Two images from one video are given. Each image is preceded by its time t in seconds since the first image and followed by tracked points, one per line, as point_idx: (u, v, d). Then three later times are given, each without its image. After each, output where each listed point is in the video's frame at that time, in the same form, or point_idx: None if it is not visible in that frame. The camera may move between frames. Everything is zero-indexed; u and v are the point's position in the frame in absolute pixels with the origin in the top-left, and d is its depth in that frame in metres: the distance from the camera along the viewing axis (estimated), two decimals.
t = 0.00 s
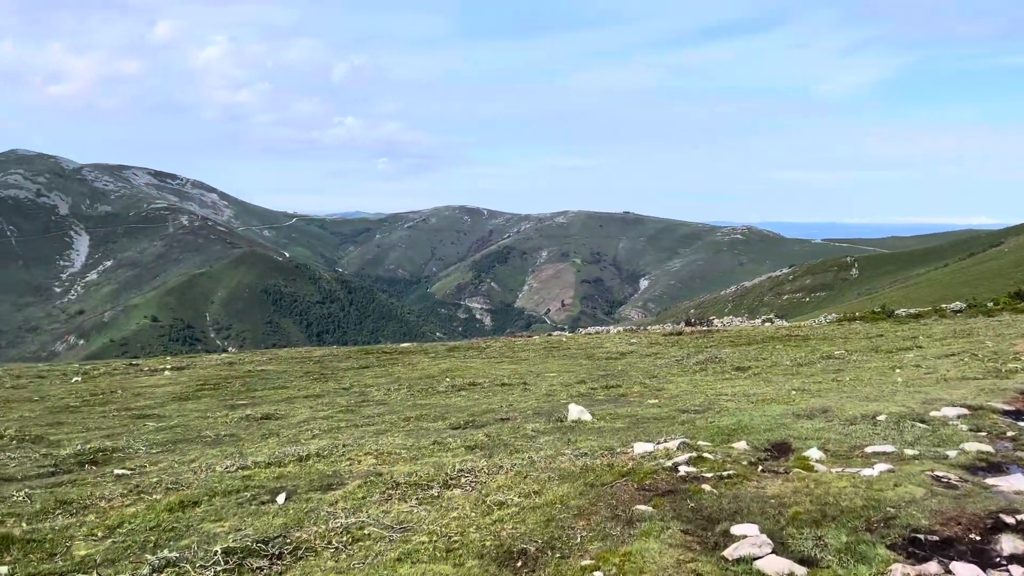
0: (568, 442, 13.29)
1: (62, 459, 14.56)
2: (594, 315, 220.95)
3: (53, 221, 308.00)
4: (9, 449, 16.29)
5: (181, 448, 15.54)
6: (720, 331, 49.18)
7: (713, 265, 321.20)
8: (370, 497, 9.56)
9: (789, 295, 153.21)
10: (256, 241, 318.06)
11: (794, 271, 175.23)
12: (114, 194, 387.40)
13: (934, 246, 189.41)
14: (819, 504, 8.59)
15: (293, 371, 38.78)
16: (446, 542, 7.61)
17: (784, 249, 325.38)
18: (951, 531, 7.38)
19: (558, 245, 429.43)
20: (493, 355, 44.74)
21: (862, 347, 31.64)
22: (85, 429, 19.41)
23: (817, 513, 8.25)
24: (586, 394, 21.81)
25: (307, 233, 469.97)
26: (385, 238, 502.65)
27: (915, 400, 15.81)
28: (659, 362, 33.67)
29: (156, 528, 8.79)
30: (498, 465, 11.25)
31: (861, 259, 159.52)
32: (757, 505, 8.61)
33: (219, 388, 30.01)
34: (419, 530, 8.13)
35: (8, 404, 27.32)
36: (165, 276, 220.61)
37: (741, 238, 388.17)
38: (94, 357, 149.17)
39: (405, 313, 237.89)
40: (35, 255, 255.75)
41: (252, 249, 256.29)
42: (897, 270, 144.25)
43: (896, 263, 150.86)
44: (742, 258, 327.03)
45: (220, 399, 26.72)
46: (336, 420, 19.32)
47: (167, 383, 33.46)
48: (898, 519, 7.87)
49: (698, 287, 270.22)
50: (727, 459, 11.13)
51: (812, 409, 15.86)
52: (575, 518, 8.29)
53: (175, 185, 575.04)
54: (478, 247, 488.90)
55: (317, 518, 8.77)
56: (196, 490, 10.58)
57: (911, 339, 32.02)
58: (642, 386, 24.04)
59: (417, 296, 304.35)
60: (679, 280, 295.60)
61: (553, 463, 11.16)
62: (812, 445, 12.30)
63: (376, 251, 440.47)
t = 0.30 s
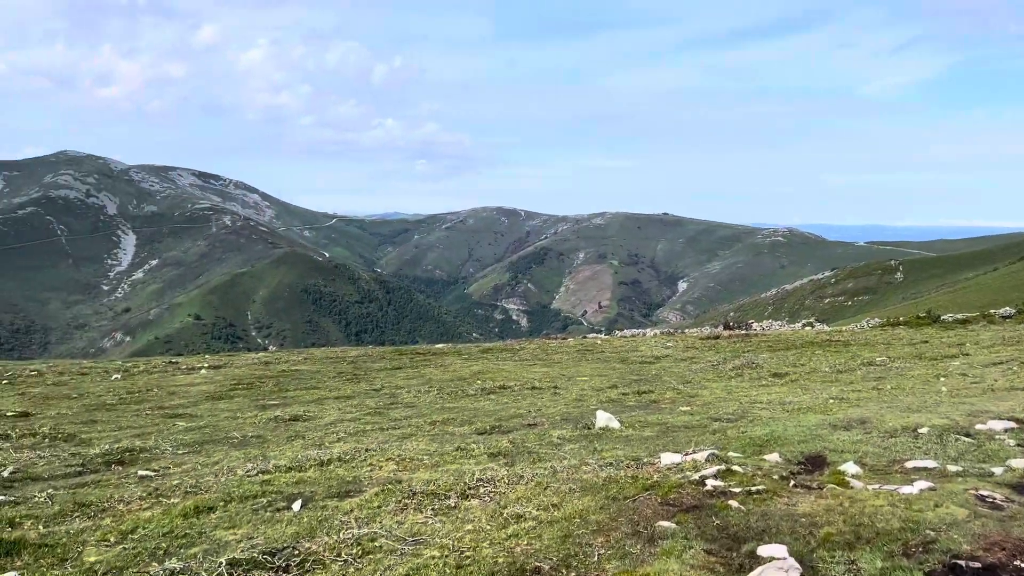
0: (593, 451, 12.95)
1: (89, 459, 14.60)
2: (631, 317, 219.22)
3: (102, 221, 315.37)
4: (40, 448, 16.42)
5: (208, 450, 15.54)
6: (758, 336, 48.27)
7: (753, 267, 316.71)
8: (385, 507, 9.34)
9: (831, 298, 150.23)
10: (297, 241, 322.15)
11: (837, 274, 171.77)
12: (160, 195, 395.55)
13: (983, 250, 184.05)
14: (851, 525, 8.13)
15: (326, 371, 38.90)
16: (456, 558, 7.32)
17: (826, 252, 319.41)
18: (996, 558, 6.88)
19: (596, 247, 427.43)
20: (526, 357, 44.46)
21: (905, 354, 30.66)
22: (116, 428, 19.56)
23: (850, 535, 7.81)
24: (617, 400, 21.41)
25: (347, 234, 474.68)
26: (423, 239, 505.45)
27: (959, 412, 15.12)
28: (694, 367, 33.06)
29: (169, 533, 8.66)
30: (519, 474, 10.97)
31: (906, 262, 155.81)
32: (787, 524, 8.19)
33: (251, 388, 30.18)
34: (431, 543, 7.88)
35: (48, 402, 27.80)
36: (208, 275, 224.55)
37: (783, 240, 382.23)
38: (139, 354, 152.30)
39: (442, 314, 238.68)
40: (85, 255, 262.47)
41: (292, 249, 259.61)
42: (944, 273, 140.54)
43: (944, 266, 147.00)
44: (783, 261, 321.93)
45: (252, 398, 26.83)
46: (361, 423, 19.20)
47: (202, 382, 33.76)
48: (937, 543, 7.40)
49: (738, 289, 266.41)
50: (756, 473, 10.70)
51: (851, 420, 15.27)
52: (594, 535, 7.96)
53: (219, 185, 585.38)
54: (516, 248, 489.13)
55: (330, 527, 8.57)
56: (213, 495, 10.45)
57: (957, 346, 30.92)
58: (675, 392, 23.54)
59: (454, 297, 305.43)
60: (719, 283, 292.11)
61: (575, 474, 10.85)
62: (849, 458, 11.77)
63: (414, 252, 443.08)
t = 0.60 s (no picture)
0: (609, 455, 12.61)
1: (104, 457, 14.56)
2: (661, 316, 217.41)
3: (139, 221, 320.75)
4: (57, 445, 16.45)
5: (222, 449, 15.45)
6: (788, 337, 47.39)
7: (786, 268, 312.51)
8: (388, 511, 9.11)
9: (866, 300, 147.51)
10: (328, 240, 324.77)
11: (873, 274, 168.61)
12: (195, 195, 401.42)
13: None
14: (872, 537, 7.72)
15: (350, 370, 38.89)
16: (455, 566, 7.06)
17: (861, 252, 314.01)
18: None
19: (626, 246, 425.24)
20: (552, 357, 44.12)
21: (940, 356, 29.80)
22: (136, 426, 19.61)
23: (870, 548, 7.40)
24: (639, 402, 21.00)
25: (378, 234, 477.78)
26: (452, 239, 506.53)
27: (994, 418, 14.51)
28: (721, 368, 32.47)
29: (168, 535, 8.49)
30: (530, 478, 10.67)
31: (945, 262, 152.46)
32: (804, 536, 7.80)
33: (275, 387, 30.24)
34: (431, 550, 7.62)
35: (75, 398, 28.09)
36: (241, 273, 227.23)
37: (817, 240, 376.82)
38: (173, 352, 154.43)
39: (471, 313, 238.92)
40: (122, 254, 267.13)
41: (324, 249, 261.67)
42: (984, 274, 137.24)
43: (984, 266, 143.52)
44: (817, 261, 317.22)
45: (274, 397, 26.84)
46: (378, 423, 19.04)
47: (226, 380, 33.92)
48: (963, 559, 6.96)
49: (770, 290, 263.09)
50: (775, 479, 10.28)
51: (879, 425, 14.74)
52: (599, 545, 7.64)
53: (253, 185, 592.55)
54: (545, 248, 488.42)
55: (330, 531, 8.34)
56: (219, 496, 10.31)
57: (994, 349, 29.95)
58: (699, 394, 23.06)
59: (484, 296, 305.74)
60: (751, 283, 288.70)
61: (587, 478, 10.54)
62: (875, 465, 11.30)
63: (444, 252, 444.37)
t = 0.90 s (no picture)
0: (621, 461, 12.32)
1: (116, 459, 14.59)
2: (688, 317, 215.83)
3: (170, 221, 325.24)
4: (74, 445, 16.54)
5: (234, 451, 15.39)
6: (816, 339, 46.61)
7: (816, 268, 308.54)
8: (390, 519, 8.90)
9: (897, 300, 145.03)
10: (355, 240, 326.65)
11: (904, 275, 165.77)
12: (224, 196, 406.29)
13: None
14: (889, 553, 7.36)
15: (371, 370, 38.82)
16: None
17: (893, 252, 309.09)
18: None
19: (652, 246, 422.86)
20: (574, 358, 43.81)
21: (971, 359, 29.03)
22: (153, 426, 19.68)
23: (886, 565, 7.05)
24: (658, 406, 20.65)
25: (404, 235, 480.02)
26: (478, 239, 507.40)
27: None
28: (744, 370, 31.94)
29: (167, 541, 8.38)
30: (537, 485, 10.42)
31: (980, 262, 149.46)
32: (817, 552, 7.45)
33: (295, 387, 30.29)
34: (428, 562, 7.40)
35: (99, 398, 28.37)
36: (269, 274, 229.60)
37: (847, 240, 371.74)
38: (203, 351, 156.27)
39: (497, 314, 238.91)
40: (153, 254, 271.07)
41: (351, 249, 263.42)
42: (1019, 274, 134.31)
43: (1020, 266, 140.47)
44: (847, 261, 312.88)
45: (293, 398, 26.87)
46: (392, 425, 18.91)
47: (249, 380, 34.06)
48: None
49: (799, 291, 259.96)
50: (791, 489, 9.92)
51: (904, 432, 14.26)
52: (602, 559, 7.36)
53: (281, 185, 598.32)
54: (572, 248, 487.46)
55: (327, 540, 8.16)
56: (222, 501, 10.19)
57: None
58: (720, 397, 22.64)
59: (510, 296, 305.79)
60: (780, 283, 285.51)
61: (596, 486, 10.26)
62: (897, 475, 10.87)
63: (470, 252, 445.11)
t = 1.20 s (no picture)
0: (620, 460, 12.02)
1: (110, 457, 14.39)
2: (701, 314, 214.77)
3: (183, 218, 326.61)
4: (72, 442, 16.39)
5: (230, 449, 15.18)
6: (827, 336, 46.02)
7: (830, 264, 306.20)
8: (376, 520, 8.68)
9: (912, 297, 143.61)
10: (367, 236, 327.35)
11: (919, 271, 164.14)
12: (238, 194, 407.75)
13: None
14: (890, 559, 7.07)
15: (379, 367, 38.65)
16: None
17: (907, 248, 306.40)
18: None
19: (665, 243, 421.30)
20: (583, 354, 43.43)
21: (985, 357, 28.48)
22: (154, 424, 19.53)
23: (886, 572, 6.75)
24: (664, 404, 20.31)
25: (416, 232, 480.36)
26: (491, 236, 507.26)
27: None
28: (754, 368, 31.51)
29: (143, 544, 8.18)
30: (531, 485, 10.15)
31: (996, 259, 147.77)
32: (815, 556, 7.17)
33: (300, 385, 30.13)
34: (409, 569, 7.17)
35: (104, 395, 28.32)
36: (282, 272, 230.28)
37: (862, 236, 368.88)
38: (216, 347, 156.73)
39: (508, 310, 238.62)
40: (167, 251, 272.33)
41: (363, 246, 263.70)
42: None
43: None
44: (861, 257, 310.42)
45: (297, 395, 26.70)
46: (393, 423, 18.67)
47: (256, 377, 33.97)
48: None
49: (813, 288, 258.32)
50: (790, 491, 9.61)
51: (913, 432, 13.88)
52: (590, 565, 7.10)
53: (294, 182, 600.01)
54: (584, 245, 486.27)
55: (311, 542, 7.95)
56: (210, 500, 9.97)
57: None
58: (727, 395, 22.25)
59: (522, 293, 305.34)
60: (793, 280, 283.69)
61: (590, 485, 9.98)
62: (903, 476, 10.53)
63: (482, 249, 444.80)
